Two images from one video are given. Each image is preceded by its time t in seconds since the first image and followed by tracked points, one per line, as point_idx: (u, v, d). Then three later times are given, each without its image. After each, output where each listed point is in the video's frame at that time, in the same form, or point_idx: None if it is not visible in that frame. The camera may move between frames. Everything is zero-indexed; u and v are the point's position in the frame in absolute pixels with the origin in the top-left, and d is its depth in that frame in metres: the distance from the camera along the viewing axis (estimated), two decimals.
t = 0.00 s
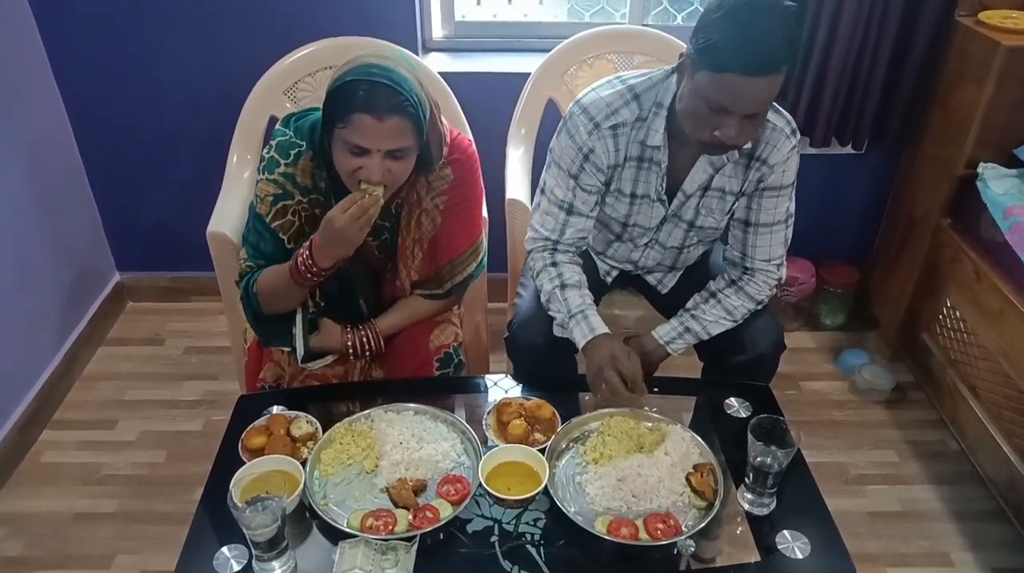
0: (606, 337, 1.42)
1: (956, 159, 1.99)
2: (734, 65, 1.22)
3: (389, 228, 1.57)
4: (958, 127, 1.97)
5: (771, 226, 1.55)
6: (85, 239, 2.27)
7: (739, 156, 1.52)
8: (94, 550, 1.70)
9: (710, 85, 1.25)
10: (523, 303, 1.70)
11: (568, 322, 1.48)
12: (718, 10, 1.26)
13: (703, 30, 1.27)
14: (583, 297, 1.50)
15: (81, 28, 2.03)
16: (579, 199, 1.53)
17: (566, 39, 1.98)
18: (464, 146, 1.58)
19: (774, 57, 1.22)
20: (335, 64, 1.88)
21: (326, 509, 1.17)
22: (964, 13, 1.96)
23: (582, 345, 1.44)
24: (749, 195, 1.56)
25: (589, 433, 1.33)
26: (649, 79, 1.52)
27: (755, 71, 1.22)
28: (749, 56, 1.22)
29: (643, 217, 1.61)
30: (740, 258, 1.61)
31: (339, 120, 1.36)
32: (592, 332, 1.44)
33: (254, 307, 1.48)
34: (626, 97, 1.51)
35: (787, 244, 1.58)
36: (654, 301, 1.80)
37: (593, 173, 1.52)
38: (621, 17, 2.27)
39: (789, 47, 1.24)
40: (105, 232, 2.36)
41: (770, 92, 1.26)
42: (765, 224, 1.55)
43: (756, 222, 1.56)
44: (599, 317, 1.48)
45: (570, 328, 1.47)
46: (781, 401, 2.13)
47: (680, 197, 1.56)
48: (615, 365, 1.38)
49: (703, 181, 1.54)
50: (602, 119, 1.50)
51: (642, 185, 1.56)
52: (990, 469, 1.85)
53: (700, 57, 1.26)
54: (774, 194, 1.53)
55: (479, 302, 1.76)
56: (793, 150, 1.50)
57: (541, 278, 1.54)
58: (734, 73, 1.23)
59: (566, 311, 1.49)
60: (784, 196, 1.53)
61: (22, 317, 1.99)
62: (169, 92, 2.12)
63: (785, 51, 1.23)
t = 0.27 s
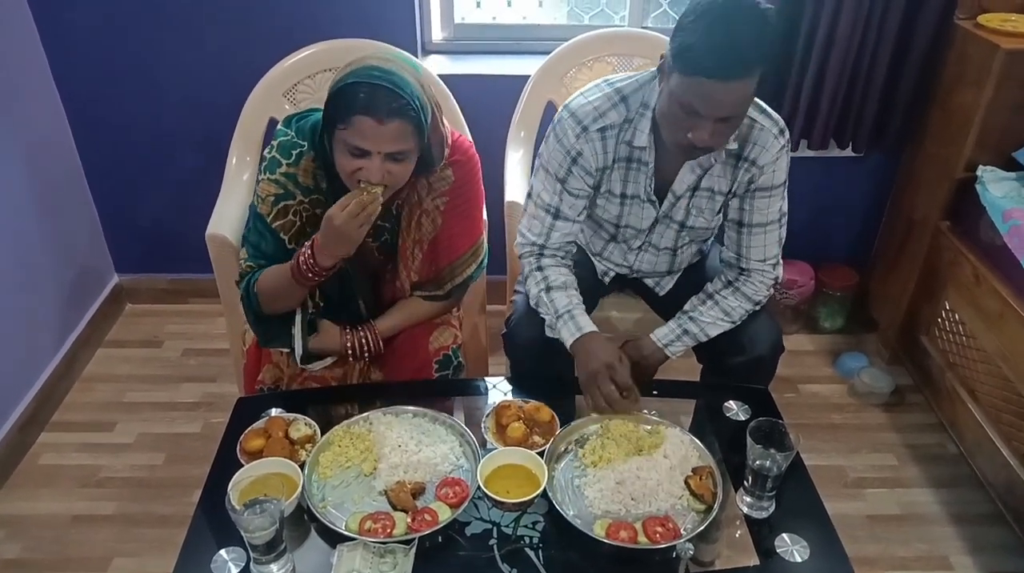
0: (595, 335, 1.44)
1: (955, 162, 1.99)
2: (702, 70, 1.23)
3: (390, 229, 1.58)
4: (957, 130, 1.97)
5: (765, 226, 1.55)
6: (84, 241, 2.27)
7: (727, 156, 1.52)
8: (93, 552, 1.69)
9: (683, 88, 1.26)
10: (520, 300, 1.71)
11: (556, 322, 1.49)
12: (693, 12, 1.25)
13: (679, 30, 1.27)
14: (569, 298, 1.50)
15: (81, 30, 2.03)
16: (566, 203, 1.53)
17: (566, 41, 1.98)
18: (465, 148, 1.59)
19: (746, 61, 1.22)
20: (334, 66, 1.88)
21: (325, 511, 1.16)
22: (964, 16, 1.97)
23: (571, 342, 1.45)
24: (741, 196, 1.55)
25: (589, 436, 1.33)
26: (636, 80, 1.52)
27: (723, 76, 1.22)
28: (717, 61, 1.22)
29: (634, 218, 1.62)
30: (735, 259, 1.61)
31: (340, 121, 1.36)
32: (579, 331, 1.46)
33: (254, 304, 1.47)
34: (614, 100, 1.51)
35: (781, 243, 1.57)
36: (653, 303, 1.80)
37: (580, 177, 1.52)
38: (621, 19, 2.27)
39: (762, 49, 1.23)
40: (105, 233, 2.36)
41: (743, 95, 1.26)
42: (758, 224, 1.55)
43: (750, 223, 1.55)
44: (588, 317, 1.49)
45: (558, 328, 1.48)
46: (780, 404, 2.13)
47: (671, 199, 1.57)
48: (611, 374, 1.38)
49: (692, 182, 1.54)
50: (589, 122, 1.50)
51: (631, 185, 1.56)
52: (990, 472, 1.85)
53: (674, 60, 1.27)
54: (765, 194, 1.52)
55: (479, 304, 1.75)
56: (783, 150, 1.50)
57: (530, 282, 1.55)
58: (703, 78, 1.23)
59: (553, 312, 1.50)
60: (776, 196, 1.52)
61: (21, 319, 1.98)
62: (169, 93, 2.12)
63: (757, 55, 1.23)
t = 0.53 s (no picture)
0: (582, 339, 1.44)
1: (955, 162, 1.99)
2: (690, 82, 1.22)
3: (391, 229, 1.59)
4: (957, 130, 1.97)
5: (760, 226, 1.54)
6: (84, 242, 2.27)
7: (721, 158, 1.52)
8: (92, 553, 1.69)
9: (671, 98, 1.26)
10: (514, 297, 1.71)
11: (545, 322, 1.49)
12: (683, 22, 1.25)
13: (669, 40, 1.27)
14: (562, 298, 1.50)
15: (80, 30, 2.03)
16: (559, 203, 1.53)
17: (566, 42, 1.98)
18: (467, 149, 1.59)
19: (733, 75, 1.22)
20: (334, 66, 1.87)
21: (324, 513, 1.16)
22: (963, 16, 1.97)
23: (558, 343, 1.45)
24: (736, 196, 1.55)
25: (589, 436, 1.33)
26: (628, 80, 1.52)
27: (711, 88, 1.22)
28: (705, 73, 1.21)
29: (629, 219, 1.61)
30: (733, 260, 1.61)
31: (344, 121, 1.36)
32: (568, 331, 1.46)
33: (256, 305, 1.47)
34: (606, 100, 1.50)
35: (779, 243, 1.57)
36: (652, 304, 1.79)
37: (573, 175, 1.51)
38: (621, 20, 2.27)
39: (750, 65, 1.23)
40: (104, 234, 2.36)
41: (730, 109, 1.26)
42: (754, 225, 1.54)
43: (746, 223, 1.55)
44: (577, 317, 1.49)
45: (547, 327, 1.48)
46: (780, 404, 2.13)
47: (666, 201, 1.57)
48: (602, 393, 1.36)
49: (687, 185, 1.54)
50: (582, 122, 1.50)
51: (625, 186, 1.56)
52: (990, 472, 1.85)
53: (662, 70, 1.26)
54: (761, 195, 1.52)
55: (478, 305, 1.75)
56: (776, 151, 1.50)
57: (523, 282, 1.55)
58: (691, 90, 1.23)
59: (543, 311, 1.50)
60: (772, 196, 1.52)
61: (20, 320, 1.98)
62: (168, 94, 2.12)
63: (745, 69, 1.23)
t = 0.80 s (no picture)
0: (597, 341, 1.45)
1: (955, 161, 1.98)
2: (696, 85, 1.22)
3: (394, 230, 1.59)
4: (958, 130, 1.97)
5: (763, 227, 1.54)
6: (84, 243, 2.27)
7: (725, 159, 1.52)
8: (93, 556, 1.69)
9: (677, 100, 1.26)
10: (516, 298, 1.71)
11: (558, 325, 1.49)
12: (689, 23, 1.25)
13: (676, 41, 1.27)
14: (573, 302, 1.50)
15: (79, 32, 2.03)
16: (566, 205, 1.53)
17: (566, 42, 1.97)
18: (470, 149, 1.57)
19: (739, 78, 1.22)
20: (334, 68, 1.87)
21: (325, 515, 1.16)
22: (964, 15, 1.96)
23: (573, 347, 1.46)
24: (739, 198, 1.55)
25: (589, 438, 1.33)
26: (633, 82, 1.52)
27: (717, 92, 1.22)
28: (711, 76, 1.21)
29: (632, 220, 1.61)
30: (735, 260, 1.60)
31: (354, 119, 1.37)
32: (583, 335, 1.46)
33: (258, 317, 1.49)
34: (611, 101, 1.50)
35: (781, 245, 1.57)
36: (653, 304, 1.79)
37: (580, 178, 1.51)
38: (621, 20, 2.27)
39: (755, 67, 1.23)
40: (104, 236, 2.36)
41: (735, 111, 1.25)
42: (757, 226, 1.54)
43: (748, 224, 1.55)
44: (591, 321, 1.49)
45: (560, 331, 1.48)
46: (781, 404, 2.13)
47: (669, 202, 1.57)
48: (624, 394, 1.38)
49: (690, 186, 1.54)
50: (588, 124, 1.50)
51: (630, 187, 1.56)
52: (992, 472, 1.84)
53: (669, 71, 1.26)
54: (764, 196, 1.52)
55: (479, 305, 1.75)
56: (780, 152, 1.50)
57: (530, 284, 1.55)
58: (697, 93, 1.23)
59: (555, 315, 1.50)
60: (774, 198, 1.52)
61: (21, 322, 1.98)
62: (168, 96, 2.12)
63: (750, 72, 1.23)
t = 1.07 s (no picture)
0: (604, 337, 1.43)
1: (958, 155, 1.98)
2: (707, 79, 1.22)
3: (395, 222, 1.58)
4: (961, 124, 1.97)
5: (765, 223, 1.54)
6: (86, 234, 2.27)
7: (728, 154, 1.52)
8: (95, 545, 1.70)
9: (685, 94, 1.25)
10: (517, 291, 1.71)
11: (565, 321, 1.48)
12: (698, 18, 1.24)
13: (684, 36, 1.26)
14: (580, 297, 1.50)
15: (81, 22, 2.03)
16: (570, 200, 1.53)
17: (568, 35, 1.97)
18: (472, 141, 1.57)
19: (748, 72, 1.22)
20: (336, 60, 1.87)
21: (325, 504, 1.17)
22: (967, 9, 1.96)
23: (580, 343, 1.44)
24: (741, 193, 1.55)
25: (589, 430, 1.33)
26: (637, 76, 1.51)
27: (728, 86, 1.22)
28: (722, 71, 1.21)
29: (635, 214, 1.61)
30: (737, 256, 1.61)
31: (356, 109, 1.36)
32: (591, 331, 1.45)
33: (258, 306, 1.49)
34: (616, 96, 1.50)
35: (781, 240, 1.57)
36: (654, 298, 1.79)
37: (584, 173, 1.51)
38: (623, 13, 2.26)
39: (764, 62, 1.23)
40: (105, 227, 2.36)
41: (744, 107, 1.25)
42: (759, 221, 1.54)
43: (750, 219, 1.55)
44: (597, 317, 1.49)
45: (567, 327, 1.47)
46: (781, 397, 2.13)
47: (672, 196, 1.57)
48: (620, 385, 1.37)
49: (693, 181, 1.54)
50: (592, 119, 1.50)
51: (633, 182, 1.56)
52: (991, 466, 1.85)
53: (678, 66, 1.26)
54: (766, 191, 1.52)
55: (480, 297, 1.75)
56: (783, 147, 1.50)
57: (536, 280, 1.54)
58: (707, 87, 1.22)
59: (562, 310, 1.49)
60: (777, 193, 1.52)
61: (22, 312, 1.98)
62: (170, 86, 2.12)
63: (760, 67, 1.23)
